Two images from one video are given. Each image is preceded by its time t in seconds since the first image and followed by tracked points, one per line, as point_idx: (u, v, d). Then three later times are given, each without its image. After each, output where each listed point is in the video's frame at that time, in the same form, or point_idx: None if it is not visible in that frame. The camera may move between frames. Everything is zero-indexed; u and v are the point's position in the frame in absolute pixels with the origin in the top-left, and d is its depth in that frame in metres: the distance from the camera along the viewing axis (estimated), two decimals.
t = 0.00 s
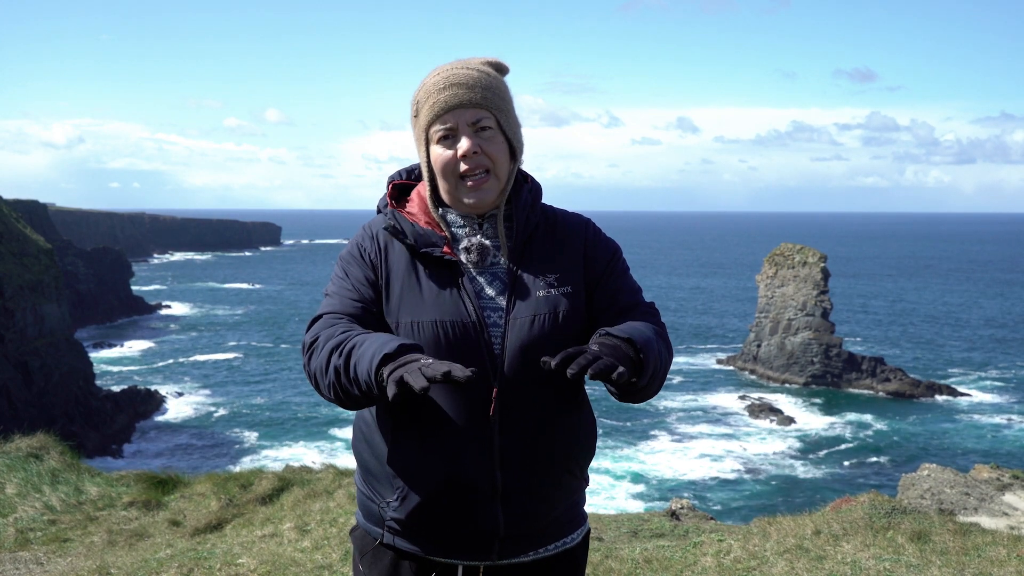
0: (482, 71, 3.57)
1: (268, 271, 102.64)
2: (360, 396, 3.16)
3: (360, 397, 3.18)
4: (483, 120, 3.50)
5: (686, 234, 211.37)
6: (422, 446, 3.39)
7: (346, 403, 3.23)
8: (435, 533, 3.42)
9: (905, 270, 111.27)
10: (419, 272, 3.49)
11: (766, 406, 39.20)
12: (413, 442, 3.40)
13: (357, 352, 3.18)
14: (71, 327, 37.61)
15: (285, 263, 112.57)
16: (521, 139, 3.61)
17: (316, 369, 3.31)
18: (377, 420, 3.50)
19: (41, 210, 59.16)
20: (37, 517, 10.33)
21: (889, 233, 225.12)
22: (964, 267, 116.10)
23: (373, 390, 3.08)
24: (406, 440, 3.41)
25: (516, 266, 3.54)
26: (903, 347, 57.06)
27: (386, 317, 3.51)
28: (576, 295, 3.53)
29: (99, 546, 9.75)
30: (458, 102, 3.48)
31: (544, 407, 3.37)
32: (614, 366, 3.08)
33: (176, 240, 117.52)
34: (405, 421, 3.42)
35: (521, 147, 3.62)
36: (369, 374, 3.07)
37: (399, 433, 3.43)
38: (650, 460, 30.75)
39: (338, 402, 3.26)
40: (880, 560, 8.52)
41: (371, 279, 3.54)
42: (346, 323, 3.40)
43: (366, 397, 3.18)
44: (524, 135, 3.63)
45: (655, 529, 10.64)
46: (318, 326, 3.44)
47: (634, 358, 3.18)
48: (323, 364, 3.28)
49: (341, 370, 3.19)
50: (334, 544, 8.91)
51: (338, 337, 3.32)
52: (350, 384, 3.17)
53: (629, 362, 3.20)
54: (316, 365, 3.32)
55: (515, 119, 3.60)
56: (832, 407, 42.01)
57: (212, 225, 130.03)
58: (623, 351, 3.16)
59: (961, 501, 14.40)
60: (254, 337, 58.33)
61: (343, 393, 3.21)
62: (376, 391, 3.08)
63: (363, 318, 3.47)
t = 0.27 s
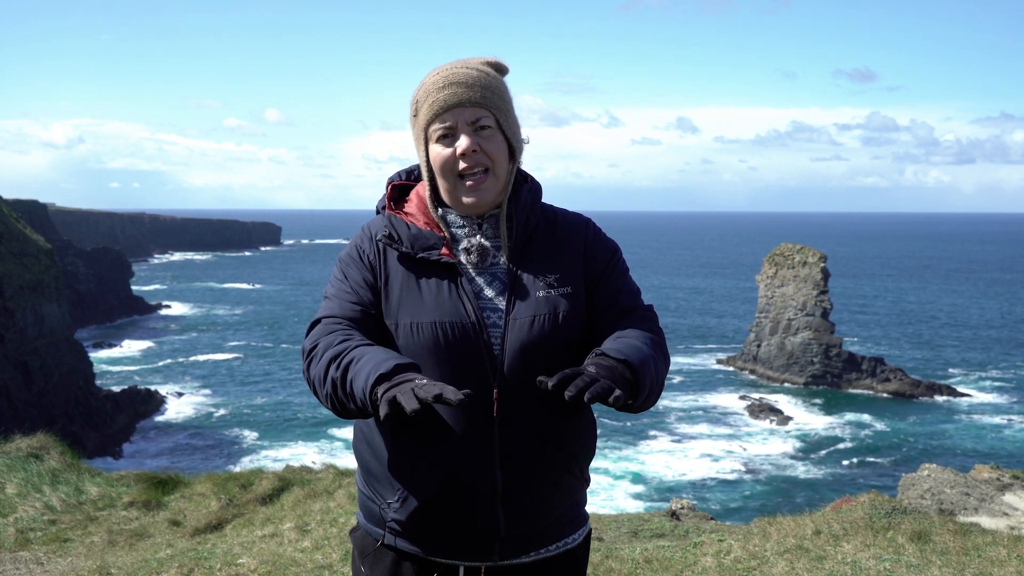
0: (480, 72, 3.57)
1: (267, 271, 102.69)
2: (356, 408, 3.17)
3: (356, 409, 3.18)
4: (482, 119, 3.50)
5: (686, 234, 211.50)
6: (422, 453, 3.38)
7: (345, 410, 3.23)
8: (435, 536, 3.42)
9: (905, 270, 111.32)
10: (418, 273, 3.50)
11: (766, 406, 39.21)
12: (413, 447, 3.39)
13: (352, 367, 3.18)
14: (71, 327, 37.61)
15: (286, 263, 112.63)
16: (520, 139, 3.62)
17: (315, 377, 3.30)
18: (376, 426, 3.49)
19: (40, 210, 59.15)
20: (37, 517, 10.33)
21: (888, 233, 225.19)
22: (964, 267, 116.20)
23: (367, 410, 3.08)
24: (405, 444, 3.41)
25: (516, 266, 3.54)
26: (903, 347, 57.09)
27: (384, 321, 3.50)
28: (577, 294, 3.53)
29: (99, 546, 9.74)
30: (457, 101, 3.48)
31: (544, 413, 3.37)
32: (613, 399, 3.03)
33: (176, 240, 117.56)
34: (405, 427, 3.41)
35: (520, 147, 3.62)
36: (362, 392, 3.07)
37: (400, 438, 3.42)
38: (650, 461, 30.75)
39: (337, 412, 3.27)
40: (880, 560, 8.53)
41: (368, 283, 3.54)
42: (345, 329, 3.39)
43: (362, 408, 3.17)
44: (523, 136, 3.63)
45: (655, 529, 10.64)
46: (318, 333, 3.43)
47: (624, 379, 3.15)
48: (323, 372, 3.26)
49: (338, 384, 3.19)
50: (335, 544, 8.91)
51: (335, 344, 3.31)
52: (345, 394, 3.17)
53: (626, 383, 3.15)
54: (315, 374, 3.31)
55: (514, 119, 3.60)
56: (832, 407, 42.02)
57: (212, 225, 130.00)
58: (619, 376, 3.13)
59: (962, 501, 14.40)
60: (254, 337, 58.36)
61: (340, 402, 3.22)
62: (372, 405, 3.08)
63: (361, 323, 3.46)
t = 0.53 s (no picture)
0: (480, 71, 3.57)
1: (267, 271, 102.75)
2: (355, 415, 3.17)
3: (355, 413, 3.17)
4: (482, 118, 3.50)
5: (686, 235, 211.59)
6: (423, 455, 3.38)
7: (346, 415, 3.22)
8: (436, 537, 3.42)
9: (905, 271, 111.33)
10: (418, 273, 3.50)
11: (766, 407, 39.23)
12: (412, 450, 3.38)
13: (351, 371, 3.17)
14: (71, 327, 37.63)
15: (286, 263, 112.68)
16: (520, 138, 3.62)
17: (315, 380, 3.30)
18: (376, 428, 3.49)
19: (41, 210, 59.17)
20: (37, 517, 10.33)
21: (888, 233, 225.25)
22: (964, 268, 116.22)
23: (363, 417, 3.08)
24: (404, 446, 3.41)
25: (516, 265, 3.54)
26: (903, 347, 57.11)
27: (383, 322, 3.51)
28: (577, 294, 3.53)
29: (100, 546, 9.75)
30: (456, 100, 3.48)
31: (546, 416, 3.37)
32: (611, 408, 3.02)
33: (176, 241, 117.59)
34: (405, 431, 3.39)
35: (520, 145, 3.62)
36: (359, 397, 3.07)
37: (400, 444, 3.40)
38: (650, 461, 30.74)
39: (336, 416, 3.28)
40: (879, 560, 8.53)
41: (368, 285, 3.53)
42: (345, 332, 3.38)
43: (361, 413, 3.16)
44: (523, 134, 3.63)
45: (655, 529, 10.66)
46: (317, 336, 3.42)
47: (623, 382, 3.14)
48: (322, 376, 3.27)
49: (337, 392, 3.19)
50: (335, 544, 8.92)
51: (334, 348, 3.31)
52: (344, 399, 3.17)
53: (624, 387, 3.14)
54: (314, 379, 3.30)
55: (514, 118, 3.60)
56: (832, 407, 42.03)
57: (212, 225, 130.05)
58: (617, 386, 3.11)
59: (962, 502, 14.41)
60: (254, 337, 58.41)
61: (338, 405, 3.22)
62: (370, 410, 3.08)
63: (361, 324, 3.46)
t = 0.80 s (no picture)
0: (481, 70, 3.57)
1: (267, 271, 102.85)
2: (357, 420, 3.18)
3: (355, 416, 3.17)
4: (482, 116, 3.50)
5: (686, 235, 211.65)
6: (424, 458, 3.37)
7: (347, 419, 3.22)
8: (437, 537, 3.42)
9: (905, 271, 111.35)
10: (418, 273, 3.50)
11: (766, 407, 39.23)
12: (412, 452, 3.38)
13: (351, 374, 3.18)
14: (71, 327, 37.65)
15: (286, 263, 112.71)
16: (521, 138, 3.62)
17: (315, 383, 3.30)
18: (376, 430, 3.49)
19: (41, 210, 59.21)
20: (37, 517, 10.33)
21: (888, 234, 225.33)
22: (963, 268, 116.27)
23: (363, 420, 3.08)
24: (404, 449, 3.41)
25: (517, 264, 3.55)
26: (903, 347, 57.13)
27: (384, 323, 3.51)
28: (578, 295, 3.53)
29: (100, 546, 9.76)
30: (457, 99, 3.48)
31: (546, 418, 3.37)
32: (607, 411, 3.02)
33: (176, 241, 117.68)
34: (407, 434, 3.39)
35: (522, 145, 3.62)
36: (360, 404, 3.07)
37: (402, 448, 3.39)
38: (649, 461, 30.72)
39: (338, 420, 3.28)
40: (879, 561, 8.53)
41: (369, 286, 3.53)
42: (347, 336, 3.38)
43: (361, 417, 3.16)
44: (524, 134, 3.64)
45: (656, 529, 10.67)
46: (317, 339, 3.42)
47: (622, 382, 3.15)
48: (323, 378, 3.27)
49: (339, 397, 3.20)
50: (335, 544, 8.92)
51: (335, 351, 3.31)
52: (345, 402, 3.17)
53: (622, 388, 3.15)
54: (316, 383, 3.31)
55: (515, 118, 3.60)
56: (832, 408, 42.04)
57: (212, 225, 130.08)
58: (614, 391, 3.11)
59: (962, 502, 14.43)
60: (254, 337, 58.44)
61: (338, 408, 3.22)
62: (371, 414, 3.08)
63: (362, 327, 3.46)
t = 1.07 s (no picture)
0: (481, 71, 3.58)
1: (267, 271, 102.86)
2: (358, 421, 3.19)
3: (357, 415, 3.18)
4: (483, 116, 3.50)
5: (686, 235, 211.61)
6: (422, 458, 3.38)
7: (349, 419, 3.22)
8: (436, 536, 3.43)
9: (905, 271, 111.30)
10: (419, 272, 3.50)
11: (767, 407, 39.22)
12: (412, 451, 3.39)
13: (352, 373, 3.18)
14: (71, 328, 37.64)
15: (286, 263, 112.70)
16: (521, 138, 3.62)
17: (317, 383, 3.30)
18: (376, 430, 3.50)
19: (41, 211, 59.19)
20: (37, 518, 10.33)
21: (888, 234, 225.38)
22: (963, 268, 116.25)
23: (364, 418, 3.08)
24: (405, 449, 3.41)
25: (518, 263, 3.54)
26: (903, 347, 57.13)
27: (384, 323, 3.51)
28: (578, 293, 3.53)
29: (100, 546, 9.75)
30: (457, 98, 3.48)
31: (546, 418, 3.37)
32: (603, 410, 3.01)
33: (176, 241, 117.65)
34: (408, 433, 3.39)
35: (522, 145, 3.62)
36: (361, 405, 3.07)
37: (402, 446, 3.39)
38: (650, 461, 30.69)
39: (339, 419, 3.28)
40: (880, 560, 8.53)
41: (369, 285, 3.53)
42: (348, 336, 3.38)
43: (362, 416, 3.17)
44: (525, 134, 3.63)
45: (656, 529, 10.66)
46: (318, 338, 3.42)
47: (619, 380, 3.15)
48: (324, 378, 3.27)
49: (340, 398, 3.20)
50: (335, 544, 8.93)
51: (335, 351, 3.31)
52: (346, 402, 3.18)
53: (620, 386, 3.14)
54: (317, 383, 3.31)
55: (515, 118, 3.60)
56: (832, 407, 42.04)
57: (212, 225, 130.10)
58: (611, 391, 3.10)
59: (962, 501, 14.41)
60: (254, 337, 58.44)
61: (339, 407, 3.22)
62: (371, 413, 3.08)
63: (363, 326, 3.46)
